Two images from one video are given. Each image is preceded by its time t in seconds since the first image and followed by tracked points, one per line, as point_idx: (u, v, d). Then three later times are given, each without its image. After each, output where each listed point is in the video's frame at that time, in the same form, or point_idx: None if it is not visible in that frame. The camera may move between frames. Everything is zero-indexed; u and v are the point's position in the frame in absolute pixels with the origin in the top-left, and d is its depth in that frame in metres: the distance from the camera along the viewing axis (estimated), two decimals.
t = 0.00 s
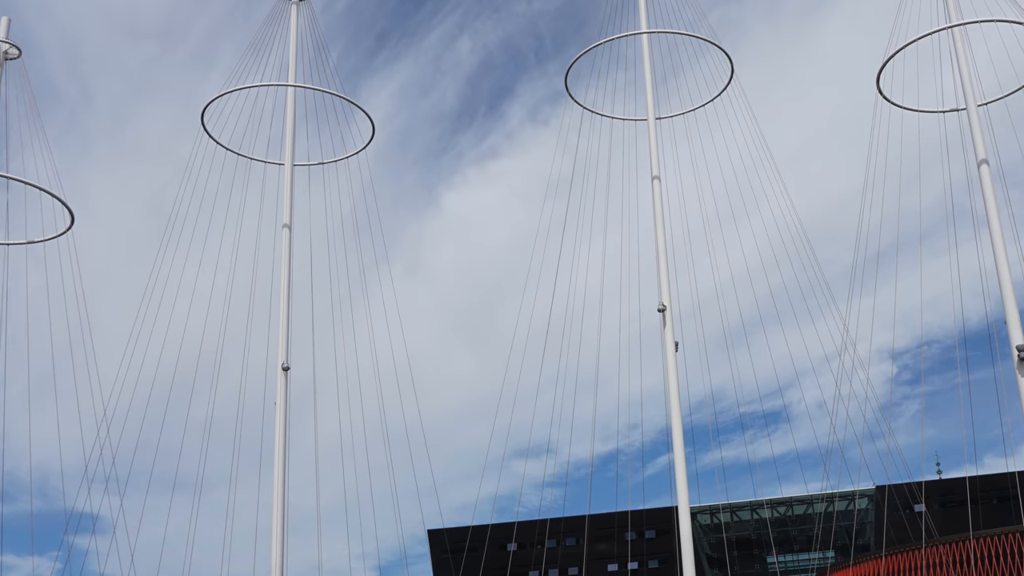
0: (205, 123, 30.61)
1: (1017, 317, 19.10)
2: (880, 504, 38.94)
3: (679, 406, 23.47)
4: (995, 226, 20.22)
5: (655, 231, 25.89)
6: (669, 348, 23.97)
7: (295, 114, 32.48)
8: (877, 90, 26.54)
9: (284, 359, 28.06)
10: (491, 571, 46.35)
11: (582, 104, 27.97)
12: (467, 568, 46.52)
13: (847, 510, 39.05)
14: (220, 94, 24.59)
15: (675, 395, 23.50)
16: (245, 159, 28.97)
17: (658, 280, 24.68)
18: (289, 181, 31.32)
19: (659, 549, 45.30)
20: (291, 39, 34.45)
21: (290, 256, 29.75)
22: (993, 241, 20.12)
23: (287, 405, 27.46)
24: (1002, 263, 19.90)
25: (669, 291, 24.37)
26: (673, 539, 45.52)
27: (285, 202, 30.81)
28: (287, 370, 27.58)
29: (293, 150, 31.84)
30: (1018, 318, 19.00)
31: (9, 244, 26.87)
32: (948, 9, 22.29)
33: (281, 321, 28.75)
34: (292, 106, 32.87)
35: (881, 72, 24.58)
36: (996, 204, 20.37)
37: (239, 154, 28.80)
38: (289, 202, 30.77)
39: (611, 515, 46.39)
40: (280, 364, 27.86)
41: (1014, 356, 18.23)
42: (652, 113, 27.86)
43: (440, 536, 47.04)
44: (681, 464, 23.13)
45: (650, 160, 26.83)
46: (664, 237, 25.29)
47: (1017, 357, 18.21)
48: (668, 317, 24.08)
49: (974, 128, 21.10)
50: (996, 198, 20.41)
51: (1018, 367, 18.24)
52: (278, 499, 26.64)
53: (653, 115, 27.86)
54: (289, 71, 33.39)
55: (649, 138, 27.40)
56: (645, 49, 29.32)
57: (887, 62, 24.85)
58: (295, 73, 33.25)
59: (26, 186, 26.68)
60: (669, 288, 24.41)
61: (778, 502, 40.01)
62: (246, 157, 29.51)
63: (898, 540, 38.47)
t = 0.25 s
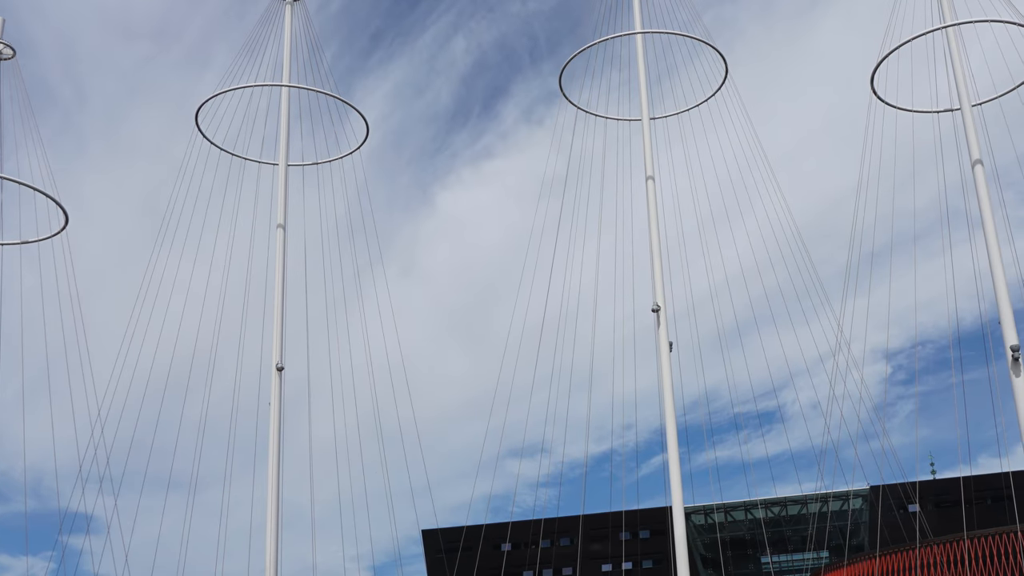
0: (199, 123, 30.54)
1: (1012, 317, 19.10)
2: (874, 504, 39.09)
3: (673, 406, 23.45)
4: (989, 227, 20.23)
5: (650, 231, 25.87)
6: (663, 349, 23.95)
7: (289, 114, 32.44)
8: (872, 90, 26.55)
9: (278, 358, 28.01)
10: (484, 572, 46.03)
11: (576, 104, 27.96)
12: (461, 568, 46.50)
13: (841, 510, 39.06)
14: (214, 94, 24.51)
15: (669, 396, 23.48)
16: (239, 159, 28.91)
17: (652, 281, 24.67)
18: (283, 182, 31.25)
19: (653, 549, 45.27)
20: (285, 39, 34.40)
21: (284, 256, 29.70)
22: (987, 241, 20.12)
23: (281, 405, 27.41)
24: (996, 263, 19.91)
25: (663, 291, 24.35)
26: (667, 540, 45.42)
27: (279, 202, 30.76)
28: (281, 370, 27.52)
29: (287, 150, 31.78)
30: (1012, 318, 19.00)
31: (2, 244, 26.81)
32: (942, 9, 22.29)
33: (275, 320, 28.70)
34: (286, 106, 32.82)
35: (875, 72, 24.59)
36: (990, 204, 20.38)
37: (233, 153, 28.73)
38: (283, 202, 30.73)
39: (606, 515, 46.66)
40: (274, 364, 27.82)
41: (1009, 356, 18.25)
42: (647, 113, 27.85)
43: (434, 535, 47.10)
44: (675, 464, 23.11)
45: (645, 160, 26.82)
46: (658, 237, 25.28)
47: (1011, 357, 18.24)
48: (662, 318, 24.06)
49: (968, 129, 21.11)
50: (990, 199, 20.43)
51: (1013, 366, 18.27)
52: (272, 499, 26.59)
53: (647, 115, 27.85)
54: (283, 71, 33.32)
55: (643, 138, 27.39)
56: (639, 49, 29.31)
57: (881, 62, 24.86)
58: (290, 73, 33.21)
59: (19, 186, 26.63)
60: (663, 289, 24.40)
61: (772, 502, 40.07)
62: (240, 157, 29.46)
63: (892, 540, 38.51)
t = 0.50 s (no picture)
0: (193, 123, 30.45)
1: (1006, 318, 19.10)
2: (868, 504, 39.07)
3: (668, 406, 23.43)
4: (983, 227, 20.24)
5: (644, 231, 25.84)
6: (657, 348, 23.92)
7: (283, 115, 32.35)
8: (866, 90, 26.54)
9: (273, 359, 27.94)
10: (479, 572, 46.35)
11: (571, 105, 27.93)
12: (456, 569, 46.44)
13: (835, 510, 39.09)
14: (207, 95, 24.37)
15: (664, 396, 23.45)
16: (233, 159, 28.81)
17: (647, 281, 24.64)
18: (277, 182, 31.16)
19: (648, 549, 45.30)
20: (279, 40, 34.32)
21: (279, 256, 29.61)
22: (982, 241, 20.13)
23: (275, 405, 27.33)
24: (991, 264, 19.91)
25: (657, 291, 24.32)
26: (661, 540, 45.52)
27: (273, 202, 30.68)
28: (275, 371, 27.45)
29: (281, 150, 31.69)
30: (1006, 319, 19.00)
31: None
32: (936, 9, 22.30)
33: (269, 321, 28.61)
34: (280, 106, 32.74)
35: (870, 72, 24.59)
36: (985, 204, 20.39)
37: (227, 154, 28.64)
38: (277, 202, 30.64)
39: (600, 515, 46.42)
40: (268, 364, 27.73)
41: (1003, 356, 18.24)
42: (641, 113, 27.82)
43: (428, 536, 46.84)
44: (670, 464, 23.08)
45: (639, 160, 26.78)
46: (652, 236, 25.26)
47: (1005, 357, 18.23)
48: (656, 317, 24.04)
49: (962, 129, 21.11)
50: (984, 199, 20.44)
51: (1006, 366, 18.27)
52: (266, 500, 26.51)
53: (641, 115, 27.82)
54: (278, 71, 33.23)
55: (637, 138, 27.35)
56: (634, 49, 29.28)
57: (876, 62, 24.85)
58: (284, 73, 33.13)
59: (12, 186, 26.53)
60: (657, 288, 24.38)
61: (766, 502, 40.06)
62: (234, 157, 29.37)
63: (886, 541, 38.55)
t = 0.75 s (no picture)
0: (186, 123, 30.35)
1: (1000, 318, 19.10)
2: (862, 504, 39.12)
3: (662, 406, 23.40)
4: (978, 226, 20.23)
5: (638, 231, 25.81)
6: (651, 349, 23.89)
7: (277, 115, 32.27)
8: (860, 90, 26.55)
9: (266, 359, 27.85)
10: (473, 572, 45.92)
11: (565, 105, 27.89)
12: (449, 568, 46.28)
13: (829, 510, 39.14)
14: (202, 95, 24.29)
15: (658, 396, 23.42)
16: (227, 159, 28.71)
17: (641, 281, 24.61)
18: (271, 182, 31.08)
19: (642, 549, 45.21)
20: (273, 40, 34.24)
21: (273, 257, 29.52)
22: (975, 241, 20.12)
23: (269, 406, 27.24)
24: (985, 264, 19.91)
25: (651, 292, 24.29)
26: (656, 541, 45.39)
27: (266, 202, 30.59)
28: (269, 371, 27.37)
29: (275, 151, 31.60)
30: (1000, 319, 19.00)
31: None
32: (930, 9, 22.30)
33: (263, 321, 28.52)
34: (274, 106, 32.65)
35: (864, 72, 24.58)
36: (978, 204, 20.39)
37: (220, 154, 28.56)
38: (271, 203, 30.55)
39: (593, 515, 46.57)
40: (262, 365, 27.64)
41: (997, 356, 18.24)
42: (635, 113, 27.78)
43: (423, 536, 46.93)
44: (664, 464, 23.06)
45: (633, 160, 26.75)
46: (646, 236, 25.22)
47: (999, 357, 18.24)
48: (650, 318, 24.01)
49: (956, 129, 21.11)
50: (979, 199, 20.44)
51: (1001, 366, 18.27)
52: (260, 500, 26.42)
53: (635, 115, 27.79)
54: (272, 71, 33.13)
55: (631, 139, 27.32)
56: (628, 49, 29.24)
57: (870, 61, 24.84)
58: (278, 73, 33.05)
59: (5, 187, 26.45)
60: (651, 289, 24.34)
61: (760, 502, 39.93)
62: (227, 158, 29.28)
63: (881, 541, 38.61)
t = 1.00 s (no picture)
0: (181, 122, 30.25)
1: (994, 318, 19.11)
2: (856, 504, 39.20)
3: (656, 406, 23.38)
4: (971, 226, 20.26)
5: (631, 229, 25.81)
6: (646, 349, 23.88)
7: (272, 114, 32.20)
8: (855, 91, 26.58)
9: (261, 359, 27.78)
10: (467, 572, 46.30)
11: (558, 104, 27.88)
12: (444, 569, 46.46)
13: (823, 510, 39.14)
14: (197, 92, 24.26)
15: (652, 396, 23.41)
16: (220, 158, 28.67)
17: (635, 281, 24.59)
18: (265, 182, 31.01)
19: (636, 550, 45.31)
20: (267, 39, 34.17)
21: (267, 256, 29.46)
22: (970, 241, 20.14)
23: (264, 406, 27.17)
24: (979, 264, 19.93)
25: (645, 291, 24.27)
26: (650, 542, 45.42)
27: (261, 202, 30.53)
28: (263, 371, 27.30)
29: (270, 151, 31.54)
30: (994, 319, 19.01)
31: None
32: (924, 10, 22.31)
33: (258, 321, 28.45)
34: (268, 106, 32.59)
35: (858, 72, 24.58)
36: (972, 204, 20.41)
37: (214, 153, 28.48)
38: (266, 202, 30.50)
39: (588, 515, 46.31)
40: (257, 365, 27.57)
41: (992, 357, 18.25)
42: (629, 113, 27.76)
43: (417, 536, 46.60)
44: (658, 464, 23.04)
45: (627, 160, 26.75)
46: (640, 237, 25.21)
47: (993, 358, 18.25)
48: (645, 318, 23.99)
49: (950, 128, 21.14)
50: (973, 198, 20.46)
51: (995, 367, 18.29)
52: (255, 500, 26.35)
53: (629, 115, 27.78)
54: (266, 72, 33.06)
55: (625, 138, 27.32)
56: (622, 49, 29.21)
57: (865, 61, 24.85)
58: (272, 73, 32.97)
59: None
60: (645, 289, 24.32)
61: (754, 502, 40.06)
62: (221, 157, 29.20)
63: (875, 541, 38.68)
